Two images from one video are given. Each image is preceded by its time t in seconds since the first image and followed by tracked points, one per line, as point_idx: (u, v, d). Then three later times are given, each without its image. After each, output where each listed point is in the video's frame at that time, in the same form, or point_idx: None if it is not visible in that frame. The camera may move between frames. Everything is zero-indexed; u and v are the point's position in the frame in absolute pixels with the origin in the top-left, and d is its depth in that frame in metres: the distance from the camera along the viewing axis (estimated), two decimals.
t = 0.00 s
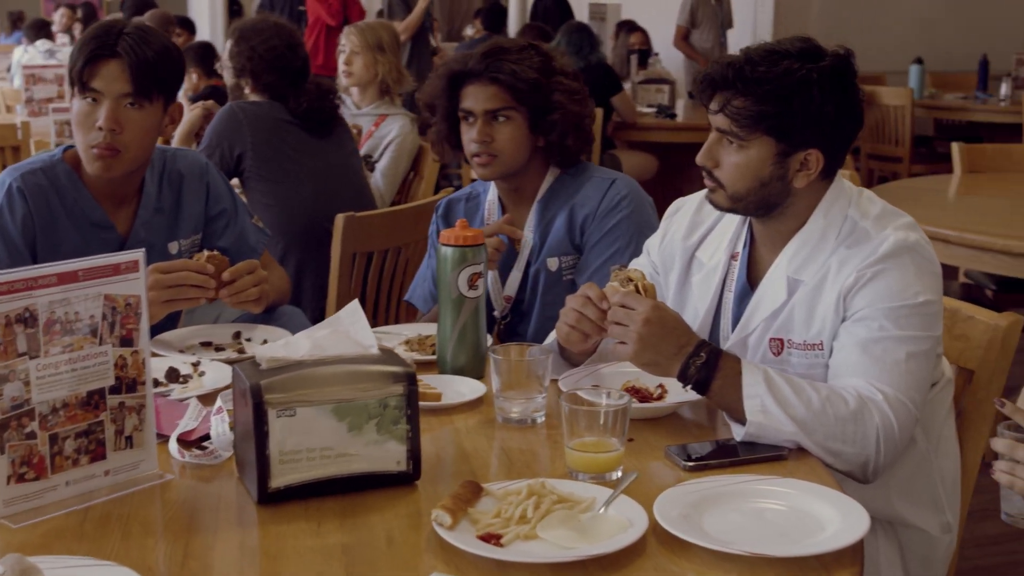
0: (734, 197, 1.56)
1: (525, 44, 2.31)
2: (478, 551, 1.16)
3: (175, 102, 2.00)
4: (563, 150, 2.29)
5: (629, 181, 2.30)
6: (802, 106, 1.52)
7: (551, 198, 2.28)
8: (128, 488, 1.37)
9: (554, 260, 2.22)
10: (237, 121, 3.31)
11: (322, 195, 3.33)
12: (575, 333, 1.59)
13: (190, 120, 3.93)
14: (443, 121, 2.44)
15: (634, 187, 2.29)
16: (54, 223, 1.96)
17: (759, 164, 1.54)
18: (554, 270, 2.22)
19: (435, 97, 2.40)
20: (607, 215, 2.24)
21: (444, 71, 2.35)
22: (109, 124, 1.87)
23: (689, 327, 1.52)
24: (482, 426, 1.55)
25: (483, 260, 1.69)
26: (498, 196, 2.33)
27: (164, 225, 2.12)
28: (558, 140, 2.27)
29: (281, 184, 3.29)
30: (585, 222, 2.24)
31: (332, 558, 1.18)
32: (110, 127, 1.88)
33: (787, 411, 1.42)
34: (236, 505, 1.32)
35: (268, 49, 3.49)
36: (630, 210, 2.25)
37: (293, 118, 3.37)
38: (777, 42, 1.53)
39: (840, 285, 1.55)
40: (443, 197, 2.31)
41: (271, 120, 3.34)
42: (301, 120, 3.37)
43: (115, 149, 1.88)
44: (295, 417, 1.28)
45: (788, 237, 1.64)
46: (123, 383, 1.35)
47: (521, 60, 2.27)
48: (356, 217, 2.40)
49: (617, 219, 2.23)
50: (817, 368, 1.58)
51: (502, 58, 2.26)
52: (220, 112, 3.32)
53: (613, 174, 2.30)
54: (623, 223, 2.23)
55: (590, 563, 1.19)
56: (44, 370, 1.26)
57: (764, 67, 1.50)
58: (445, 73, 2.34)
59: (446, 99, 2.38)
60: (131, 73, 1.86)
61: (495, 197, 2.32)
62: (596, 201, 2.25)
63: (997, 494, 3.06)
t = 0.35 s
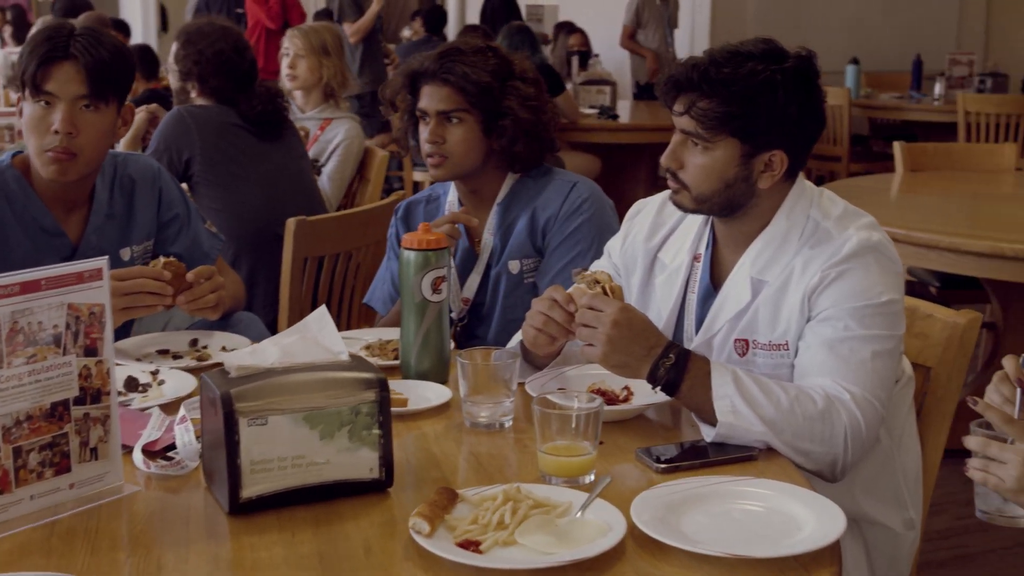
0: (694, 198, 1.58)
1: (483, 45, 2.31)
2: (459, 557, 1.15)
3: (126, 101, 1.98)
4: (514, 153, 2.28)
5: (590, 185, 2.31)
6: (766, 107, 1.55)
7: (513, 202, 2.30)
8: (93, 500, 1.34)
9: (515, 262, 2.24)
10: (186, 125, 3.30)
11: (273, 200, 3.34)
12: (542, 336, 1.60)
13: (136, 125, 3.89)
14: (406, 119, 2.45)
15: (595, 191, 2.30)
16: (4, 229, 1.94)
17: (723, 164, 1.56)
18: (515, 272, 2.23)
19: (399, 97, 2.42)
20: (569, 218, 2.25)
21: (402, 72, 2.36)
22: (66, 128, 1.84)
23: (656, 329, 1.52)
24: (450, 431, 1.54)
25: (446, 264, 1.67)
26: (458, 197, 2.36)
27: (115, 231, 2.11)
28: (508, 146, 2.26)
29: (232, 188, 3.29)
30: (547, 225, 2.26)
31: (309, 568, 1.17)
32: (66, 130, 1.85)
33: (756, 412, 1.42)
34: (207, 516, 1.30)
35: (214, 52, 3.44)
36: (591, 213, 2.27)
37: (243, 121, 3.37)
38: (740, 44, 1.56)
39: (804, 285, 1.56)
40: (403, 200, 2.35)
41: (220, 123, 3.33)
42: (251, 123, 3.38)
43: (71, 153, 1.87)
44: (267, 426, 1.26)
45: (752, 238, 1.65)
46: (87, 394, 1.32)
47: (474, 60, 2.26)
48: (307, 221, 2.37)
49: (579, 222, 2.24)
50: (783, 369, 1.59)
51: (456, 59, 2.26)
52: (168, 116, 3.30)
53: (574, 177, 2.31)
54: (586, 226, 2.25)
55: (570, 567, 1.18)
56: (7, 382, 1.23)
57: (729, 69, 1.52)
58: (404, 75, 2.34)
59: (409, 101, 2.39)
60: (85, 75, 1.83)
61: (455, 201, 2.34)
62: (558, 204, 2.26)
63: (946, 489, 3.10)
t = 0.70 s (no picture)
0: (664, 199, 1.61)
1: (444, 44, 2.31)
2: (439, 561, 1.14)
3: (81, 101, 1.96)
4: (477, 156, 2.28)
5: (552, 185, 2.32)
6: (731, 106, 1.57)
7: (474, 202, 2.30)
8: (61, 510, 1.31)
9: (478, 262, 2.24)
10: (136, 127, 3.28)
11: (227, 202, 3.31)
12: (510, 337, 1.59)
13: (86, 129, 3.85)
14: (369, 118, 2.45)
15: (558, 190, 2.31)
16: None
17: (689, 164, 1.59)
18: (478, 272, 2.24)
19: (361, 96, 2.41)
20: (532, 218, 2.26)
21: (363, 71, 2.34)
22: (24, 129, 1.82)
23: (625, 329, 1.52)
24: (419, 433, 1.53)
25: (411, 265, 1.67)
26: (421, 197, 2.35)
27: (69, 234, 2.09)
28: (470, 147, 2.25)
29: (185, 190, 3.27)
30: (510, 225, 2.26)
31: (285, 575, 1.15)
32: (23, 131, 1.82)
33: (727, 410, 1.42)
34: (177, 523, 1.28)
35: (165, 51, 3.41)
36: (554, 212, 2.28)
37: (194, 123, 3.35)
38: (706, 43, 1.57)
39: (771, 284, 1.57)
40: (364, 201, 2.36)
41: (171, 124, 3.32)
42: (201, 125, 3.35)
43: (29, 152, 1.84)
44: (240, 432, 1.25)
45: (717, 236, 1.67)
46: (54, 402, 1.30)
47: (434, 60, 2.26)
48: (263, 223, 2.35)
49: (542, 222, 2.25)
50: (750, 367, 1.60)
51: (416, 60, 2.25)
52: (119, 119, 3.28)
53: (537, 177, 2.32)
54: (549, 225, 2.26)
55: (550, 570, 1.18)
56: None
57: (695, 69, 1.54)
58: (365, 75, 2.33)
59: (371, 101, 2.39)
60: (42, 75, 1.81)
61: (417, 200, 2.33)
62: (521, 204, 2.27)
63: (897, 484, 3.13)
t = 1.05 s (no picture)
0: (630, 198, 1.63)
1: (404, 43, 2.31)
2: (415, 561, 1.13)
3: (35, 99, 1.93)
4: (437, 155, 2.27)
5: (513, 183, 2.33)
6: (695, 105, 1.60)
7: (434, 201, 2.30)
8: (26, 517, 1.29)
9: (439, 260, 2.24)
10: (87, 127, 3.23)
11: (181, 203, 3.30)
12: (475, 336, 1.59)
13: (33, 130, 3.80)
14: (328, 117, 2.44)
15: (518, 189, 2.32)
16: None
17: (655, 163, 1.62)
18: (439, 270, 2.24)
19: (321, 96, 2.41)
20: (494, 216, 2.26)
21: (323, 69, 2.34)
22: None
23: (592, 327, 1.52)
24: (386, 434, 1.52)
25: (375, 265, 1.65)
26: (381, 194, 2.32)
27: (22, 236, 2.07)
28: (431, 145, 2.25)
29: (137, 191, 3.25)
30: (471, 223, 2.26)
31: None
32: None
33: (695, 407, 1.43)
34: (146, 528, 1.26)
35: (119, 49, 3.37)
36: (515, 211, 2.28)
37: (147, 123, 3.32)
38: (669, 42, 1.60)
39: (736, 281, 1.58)
40: (324, 200, 2.36)
41: (124, 124, 3.28)
42: (153, 125, 3.33)
43: None
44: (210, 434, 1.23)
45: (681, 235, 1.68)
46: (18, 406, 1.27)
47: (394, 59, 2.25)
48: (218, 223, 2.33)
49: (503, 221, 2.26)
50: (715, 364, 1.61)
51: (376, 58, 2.24)
52: (69, 118, 3.23)
53: (498, 175, 2.33)
54: (510, 223, 2.26)
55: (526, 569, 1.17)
56: None
57: (660, 68, 1.57)
58: (326, 74, 2.32)
59: (331, 99, 2.38)
60: None
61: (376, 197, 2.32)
62: (482, 203, 2.27)
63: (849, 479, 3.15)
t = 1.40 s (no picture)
0: (598, 196, 1.64)
1: (367, 43, 2.30)
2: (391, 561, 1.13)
3: None
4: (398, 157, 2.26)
5: (475, 182, 2.32)
6: (660, 102, 1.62)
7: (396, 200, 2.29)
8: None
9: (402, 260, 2.23)
10: (41, 128, 3.20)
11: (137, 203, 3.28)
12: (444, 335, 1.59)
13: None
14: (288, 118, 2.42)
15: (480, 188, 2.31)
16: None
17: (622, 160, 1.63)
18: (402, 270, 2.23)
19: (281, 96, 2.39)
20: (456, 215, 2.26)
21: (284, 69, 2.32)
22: None
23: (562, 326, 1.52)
24: (355, 435, 1.51)
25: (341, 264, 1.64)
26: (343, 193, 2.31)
27: None
28: (393, 145, 2.24)
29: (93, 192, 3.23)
30: (434, 222, 2.26)
31: None
32: None
33: (666, 405, 1.43)
34: (116, 533, 1.24)
35: (75, 48, 3.28)
36: (477, 210, 2.28)
37: (102, 124, 3.29)
38: (634, 40, 1.62)
39: (703, 278, 1.58)
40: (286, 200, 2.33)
41: (78, 125, 3.24)
42: (108, 126, 3.30)
43: None
44: (181, 438, 1.22)
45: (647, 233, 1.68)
46: None
47: (356, 57, 2.25)
48: (175, 225, 2.30)
49: (465, 220, 2.25)
50: (683, 361, 1.62)
51: (338, 58, 2.23)
52: (22, 119, 3.19)
53: (460, 174, 2.32)
54: (472, 222, 2.26)
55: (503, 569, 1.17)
56: None
57: (625, 65, 1.58)
58: (287, 73, 2.31)
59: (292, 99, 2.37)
60: None
61: (338, 196, 2.31)
62: (444, 202, 2.27)
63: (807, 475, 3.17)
